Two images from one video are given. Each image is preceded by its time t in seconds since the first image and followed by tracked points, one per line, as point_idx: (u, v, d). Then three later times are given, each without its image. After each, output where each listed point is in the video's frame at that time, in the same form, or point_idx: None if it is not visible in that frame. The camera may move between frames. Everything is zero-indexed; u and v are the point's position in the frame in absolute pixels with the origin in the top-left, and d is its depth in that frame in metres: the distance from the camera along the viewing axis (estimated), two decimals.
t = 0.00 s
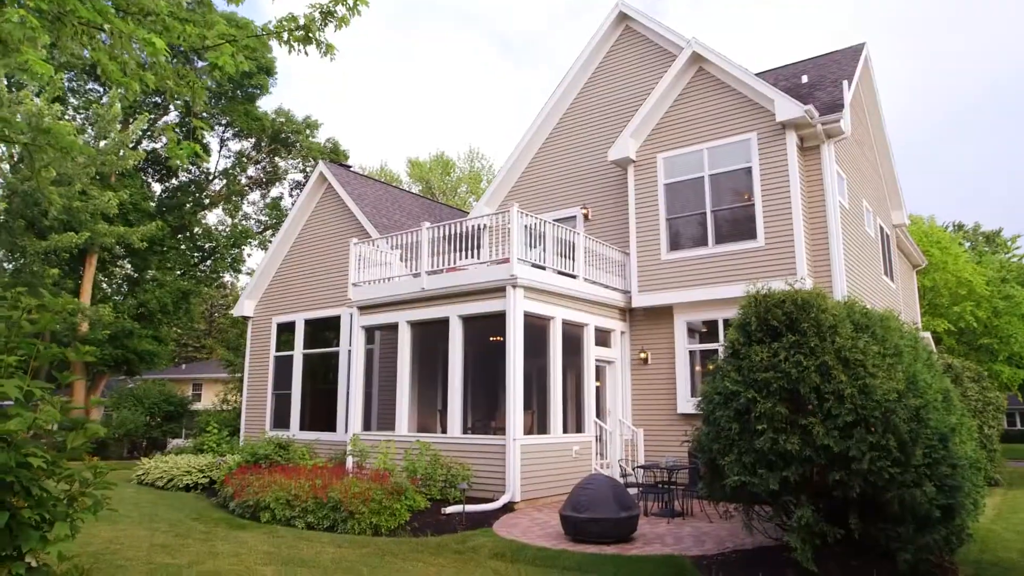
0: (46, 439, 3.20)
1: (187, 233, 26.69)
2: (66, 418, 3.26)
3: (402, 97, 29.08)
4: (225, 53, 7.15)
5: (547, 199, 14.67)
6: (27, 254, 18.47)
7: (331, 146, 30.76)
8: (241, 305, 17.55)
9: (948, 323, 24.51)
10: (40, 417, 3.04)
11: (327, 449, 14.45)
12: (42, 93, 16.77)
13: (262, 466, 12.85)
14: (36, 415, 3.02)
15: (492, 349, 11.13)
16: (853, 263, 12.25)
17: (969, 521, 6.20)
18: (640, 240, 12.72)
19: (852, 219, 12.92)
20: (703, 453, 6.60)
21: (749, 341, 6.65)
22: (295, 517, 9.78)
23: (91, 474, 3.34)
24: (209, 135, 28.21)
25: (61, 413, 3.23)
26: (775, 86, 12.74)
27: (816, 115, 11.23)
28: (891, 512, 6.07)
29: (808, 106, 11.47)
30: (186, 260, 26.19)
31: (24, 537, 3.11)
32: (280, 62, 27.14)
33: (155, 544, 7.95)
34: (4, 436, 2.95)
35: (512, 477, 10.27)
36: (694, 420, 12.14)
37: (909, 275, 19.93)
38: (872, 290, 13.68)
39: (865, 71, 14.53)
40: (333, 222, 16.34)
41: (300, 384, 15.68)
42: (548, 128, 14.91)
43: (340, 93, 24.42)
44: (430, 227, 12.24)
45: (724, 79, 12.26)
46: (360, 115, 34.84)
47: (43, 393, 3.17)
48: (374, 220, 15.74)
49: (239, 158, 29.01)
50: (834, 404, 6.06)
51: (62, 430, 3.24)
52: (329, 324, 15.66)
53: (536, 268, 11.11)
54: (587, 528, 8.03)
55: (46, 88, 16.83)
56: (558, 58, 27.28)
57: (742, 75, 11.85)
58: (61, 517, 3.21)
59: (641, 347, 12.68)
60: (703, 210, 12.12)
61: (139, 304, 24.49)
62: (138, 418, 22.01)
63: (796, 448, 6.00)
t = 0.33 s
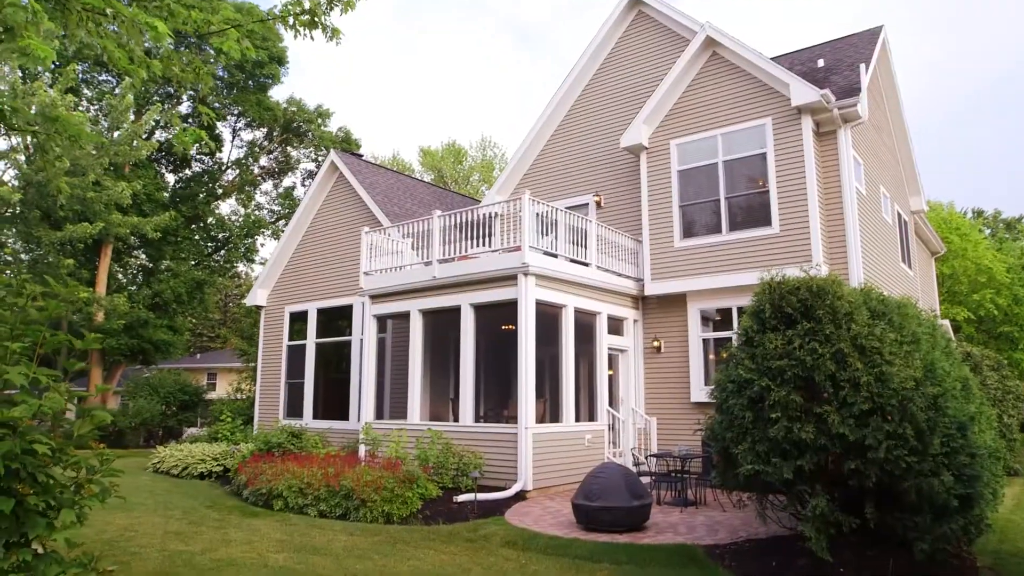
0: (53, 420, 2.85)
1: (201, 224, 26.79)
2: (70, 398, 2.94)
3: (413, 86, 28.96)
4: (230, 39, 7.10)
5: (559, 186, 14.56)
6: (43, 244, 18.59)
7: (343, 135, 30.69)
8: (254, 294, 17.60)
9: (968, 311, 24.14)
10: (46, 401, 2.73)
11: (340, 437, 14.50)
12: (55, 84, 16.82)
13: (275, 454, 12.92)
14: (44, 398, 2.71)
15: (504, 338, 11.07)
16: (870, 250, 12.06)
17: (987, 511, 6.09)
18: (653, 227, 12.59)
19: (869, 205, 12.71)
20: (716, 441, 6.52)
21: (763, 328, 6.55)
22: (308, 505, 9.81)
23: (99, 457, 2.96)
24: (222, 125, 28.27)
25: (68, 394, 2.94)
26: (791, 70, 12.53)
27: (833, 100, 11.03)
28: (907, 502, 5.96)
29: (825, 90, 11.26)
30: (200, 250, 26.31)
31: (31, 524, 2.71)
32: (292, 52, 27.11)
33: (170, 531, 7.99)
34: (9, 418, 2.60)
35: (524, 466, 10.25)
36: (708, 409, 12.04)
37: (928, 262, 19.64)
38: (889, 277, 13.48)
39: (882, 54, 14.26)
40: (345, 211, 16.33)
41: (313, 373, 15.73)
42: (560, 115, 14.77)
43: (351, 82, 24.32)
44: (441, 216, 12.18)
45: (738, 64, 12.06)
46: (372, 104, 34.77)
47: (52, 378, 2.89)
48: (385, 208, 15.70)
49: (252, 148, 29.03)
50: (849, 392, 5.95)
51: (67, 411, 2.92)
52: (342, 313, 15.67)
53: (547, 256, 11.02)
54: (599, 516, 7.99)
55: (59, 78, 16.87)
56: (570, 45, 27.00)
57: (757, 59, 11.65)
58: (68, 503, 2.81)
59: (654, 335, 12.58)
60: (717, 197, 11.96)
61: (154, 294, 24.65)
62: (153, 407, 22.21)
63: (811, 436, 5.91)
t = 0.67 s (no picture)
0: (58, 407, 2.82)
1: (215, 214, 26.90)
2: (75, 387, 2.90)
3: (426, 73, 28.83)
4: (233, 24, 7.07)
5: (571, 173, 14.44)
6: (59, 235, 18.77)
7: (356, 124, 30.65)
8: (268, 284, 17.67)
9: (988, 299, 23.97)
10: (49, 389, 2.70)
11: (353, 426, 14.55)
12: (68, 74, 16.88)
13: (289, 443, 12.99)
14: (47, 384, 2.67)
15: (516, 326, 11.02)
16: (887, 236, 11.87)
17: (1006, 501, 5.98)
18: (666, 215, 12.45)
19: (887, 191, 12.50)
20: (729, 430, 6.44)
21: (777, 316, 6.45)
22: (321, 493, 9.86)
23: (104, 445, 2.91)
24: (234, 115, 28.33)
25: (74, 382, 2.90)
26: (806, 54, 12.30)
27: (850, 84, 10.83)
28: (925, 492, 5.86)
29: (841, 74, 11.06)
30: (214, 240, 26.46)
31: (35, 512, 2.66)
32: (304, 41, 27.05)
33: (184, 519, 8.04)
34: (12, 406, 2.55)
35: (537, 454, 10.23)
36: (722, 398, 11.94)
37: (947, 248, 19.36)
38: (907, 264, 13.29)
39: (901, 37, 13.98)
40: (357, 200, 16.32)
41: (326, 362, 15.77)
42: (572, 101, 14.62)
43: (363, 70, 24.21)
44: (452, 204, 12.13)
45: (753, 48, 11.86)
46: (384, 93, 34.68)
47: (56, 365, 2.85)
48: (397, 197, 15.67)
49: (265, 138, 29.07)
50: (866, 380, 5.85)
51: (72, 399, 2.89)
52: (354, 302, 15.69)
53: (559, 244, 10.94)
54: (611, 505, 7.96)
55: (71, 69, 16.93)
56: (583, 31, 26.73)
57: (773, 43, 11.44)
58: (74, 492, 2.76)
59: (668, 323, 12.48)
60: (731, 183, 11.80)
61: (170, 284, 24.82)
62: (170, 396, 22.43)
63: (826, 426, 5.82)
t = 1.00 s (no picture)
0: (64, 394, 2.82)
1: (230, 203, 27.04)
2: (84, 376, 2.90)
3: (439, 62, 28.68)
4: (238, 8, 7.01)
5: (585, 161, 14.31)
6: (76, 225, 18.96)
7: (369, 114, 30.62)
8: (282, 274, 17.73)
9: (1009, 287, 23.59)
10: (53, 376, 2.71)
11: (367, 414, 14.60)
12: (83, 64, 17.00)
13: (303, 432, 13.06)
14: (52, 373, 2.67)
15: (529, 315, 10.96)
16: (906, 223, 11.67)
17: None
18: (680, 202, 12.31)
19: (906, 177, 12.28)
20: (744, 419, 6.36)
21: (793, 303, 6.34)
22: (334, 482, 9.89)
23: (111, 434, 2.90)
24: (248, 105, 28.40)
25: (80, 369, 2.89)
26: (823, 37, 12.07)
27: (868, 68, 10.62)
28: (944, 482, 5.75)
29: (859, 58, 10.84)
30: (229, 231, 26.63)
31: (41, 501, 2.64)
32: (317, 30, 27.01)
33: (199, 507, 8.10)
34: (16, 394, 2.55)
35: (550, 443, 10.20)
36: (737, 387, 11.83)
37: (966, 235, 19.05)
38: (927, 251, 13.07)
39: (921, 20, 13.69)
40: (370, 188, 16.31)
41: (340, 351, 15.82)
42: (585, 88, 14.46)
43: (376, 58, 24.14)
44: (465, 192, 12.07)
45: (769, 32, 11.66)
46: (397, 82, 34.58)
47: (63, 355, 2.84)
48: (409, 186, 15.62)
49: (279, 128, 29.10)
50: (883, 368, 5.74)
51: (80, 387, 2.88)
52: (368, 291, 15.70)
53: (572, 232, 10.85)
54: (624, 494, 7.92)
55: (86, 59, 17.03)
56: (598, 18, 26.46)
57: (789, 27, 11.24)
58: (80, 481, 2.75)
59: (682, 312, 12.37)
60: (747, 170, 11.64)
61: (186, 274, 24.99)
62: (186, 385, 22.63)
63: (843, 415, 5.73)
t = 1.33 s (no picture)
0: (75, 382, 2.81)
1: (246, 194, 27.16)
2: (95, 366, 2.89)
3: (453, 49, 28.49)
4: None
5: (599, 149, 14.19)
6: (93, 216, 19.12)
7: (383, 103, 30.54)
8: (297, 263, 17.78)
9: None
10: (62, 365, 2.70)
11: (382, 403, 14.65)
12: (99, 55, 17.08)
13: (318, 420, 13.15)
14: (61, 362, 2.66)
15: (543, 303, 10.90)
16: (926, 209, 11.46)
17: None
18: (696, 189, 12.17)
19: (926, 162, 12.05)
20: (760, 408, 6.30)
21: (810, 291, 6.23)
22: (349, 470, 9.94)
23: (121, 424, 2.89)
24: (263, 95, 28.43)
25: (90, 359, 2.88)
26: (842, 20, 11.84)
27: (888, 51, 10.41)
28: (965, 473, 5.64)
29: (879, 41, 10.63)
30: (245, 221, 26.88)
31: (51, 490, 2.64)
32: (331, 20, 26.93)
33: (216, 495, 8.15)
34: (26, 383, 2.54)
35: (565, 432, 10.17)
36: (753, 376, 11.73)
37: (988, 222, 18.71)
38: (947, 238, 12.84)
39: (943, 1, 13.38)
40: (384, 178, 16.29)
41: (355, 340, 15.87)
42: (600, 76, 14.30)
43: (390, 47, 24.03)
44: (479, 180, 12.01)
45: (787, 15, 11.46)
46: (412, 71, 34.45)
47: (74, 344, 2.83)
48: (423, 175, 15.58)
49: (293, 119, 29.12)
50: (903, 357, 5.64)
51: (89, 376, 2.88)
52: (382, 281, 15.72)
53: (586, 220, 10.77)
54: (638, 483, 7.88)
55: (102, 50, 17.11)
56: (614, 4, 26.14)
57: (808, 10, 11.03)
58: (89, 470, 2.75)
59: (698, 300, 12.27)
60: (763, 157, 11.47)
61: (203, 265, 25.15)
62: (204, 375, 22.88)
63: (861, 404, 5.63)
